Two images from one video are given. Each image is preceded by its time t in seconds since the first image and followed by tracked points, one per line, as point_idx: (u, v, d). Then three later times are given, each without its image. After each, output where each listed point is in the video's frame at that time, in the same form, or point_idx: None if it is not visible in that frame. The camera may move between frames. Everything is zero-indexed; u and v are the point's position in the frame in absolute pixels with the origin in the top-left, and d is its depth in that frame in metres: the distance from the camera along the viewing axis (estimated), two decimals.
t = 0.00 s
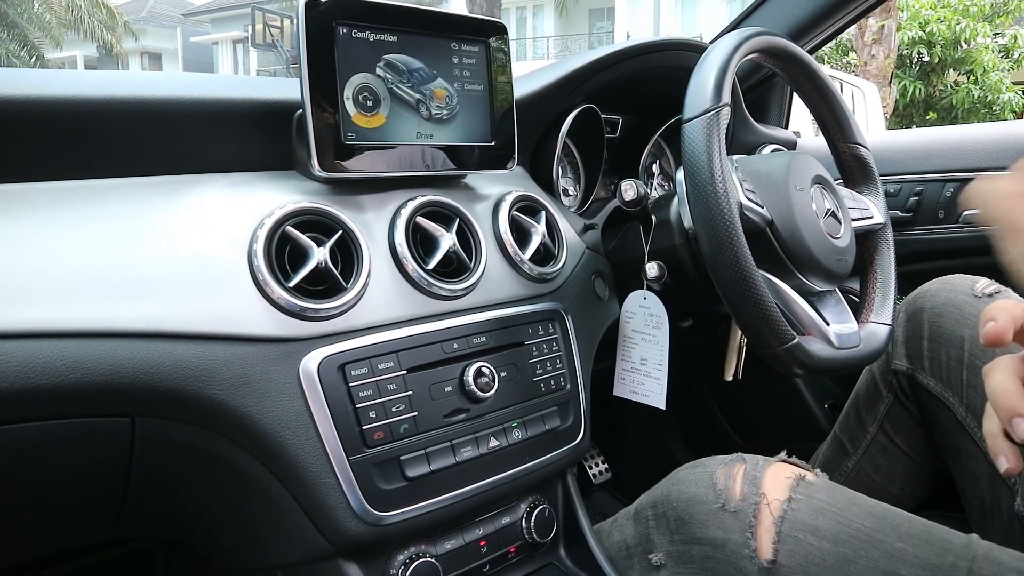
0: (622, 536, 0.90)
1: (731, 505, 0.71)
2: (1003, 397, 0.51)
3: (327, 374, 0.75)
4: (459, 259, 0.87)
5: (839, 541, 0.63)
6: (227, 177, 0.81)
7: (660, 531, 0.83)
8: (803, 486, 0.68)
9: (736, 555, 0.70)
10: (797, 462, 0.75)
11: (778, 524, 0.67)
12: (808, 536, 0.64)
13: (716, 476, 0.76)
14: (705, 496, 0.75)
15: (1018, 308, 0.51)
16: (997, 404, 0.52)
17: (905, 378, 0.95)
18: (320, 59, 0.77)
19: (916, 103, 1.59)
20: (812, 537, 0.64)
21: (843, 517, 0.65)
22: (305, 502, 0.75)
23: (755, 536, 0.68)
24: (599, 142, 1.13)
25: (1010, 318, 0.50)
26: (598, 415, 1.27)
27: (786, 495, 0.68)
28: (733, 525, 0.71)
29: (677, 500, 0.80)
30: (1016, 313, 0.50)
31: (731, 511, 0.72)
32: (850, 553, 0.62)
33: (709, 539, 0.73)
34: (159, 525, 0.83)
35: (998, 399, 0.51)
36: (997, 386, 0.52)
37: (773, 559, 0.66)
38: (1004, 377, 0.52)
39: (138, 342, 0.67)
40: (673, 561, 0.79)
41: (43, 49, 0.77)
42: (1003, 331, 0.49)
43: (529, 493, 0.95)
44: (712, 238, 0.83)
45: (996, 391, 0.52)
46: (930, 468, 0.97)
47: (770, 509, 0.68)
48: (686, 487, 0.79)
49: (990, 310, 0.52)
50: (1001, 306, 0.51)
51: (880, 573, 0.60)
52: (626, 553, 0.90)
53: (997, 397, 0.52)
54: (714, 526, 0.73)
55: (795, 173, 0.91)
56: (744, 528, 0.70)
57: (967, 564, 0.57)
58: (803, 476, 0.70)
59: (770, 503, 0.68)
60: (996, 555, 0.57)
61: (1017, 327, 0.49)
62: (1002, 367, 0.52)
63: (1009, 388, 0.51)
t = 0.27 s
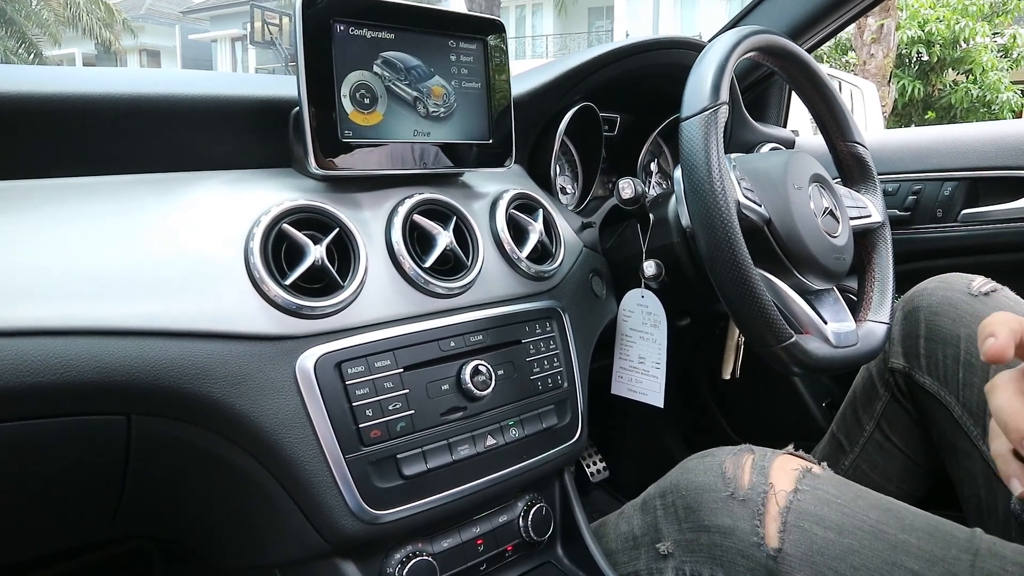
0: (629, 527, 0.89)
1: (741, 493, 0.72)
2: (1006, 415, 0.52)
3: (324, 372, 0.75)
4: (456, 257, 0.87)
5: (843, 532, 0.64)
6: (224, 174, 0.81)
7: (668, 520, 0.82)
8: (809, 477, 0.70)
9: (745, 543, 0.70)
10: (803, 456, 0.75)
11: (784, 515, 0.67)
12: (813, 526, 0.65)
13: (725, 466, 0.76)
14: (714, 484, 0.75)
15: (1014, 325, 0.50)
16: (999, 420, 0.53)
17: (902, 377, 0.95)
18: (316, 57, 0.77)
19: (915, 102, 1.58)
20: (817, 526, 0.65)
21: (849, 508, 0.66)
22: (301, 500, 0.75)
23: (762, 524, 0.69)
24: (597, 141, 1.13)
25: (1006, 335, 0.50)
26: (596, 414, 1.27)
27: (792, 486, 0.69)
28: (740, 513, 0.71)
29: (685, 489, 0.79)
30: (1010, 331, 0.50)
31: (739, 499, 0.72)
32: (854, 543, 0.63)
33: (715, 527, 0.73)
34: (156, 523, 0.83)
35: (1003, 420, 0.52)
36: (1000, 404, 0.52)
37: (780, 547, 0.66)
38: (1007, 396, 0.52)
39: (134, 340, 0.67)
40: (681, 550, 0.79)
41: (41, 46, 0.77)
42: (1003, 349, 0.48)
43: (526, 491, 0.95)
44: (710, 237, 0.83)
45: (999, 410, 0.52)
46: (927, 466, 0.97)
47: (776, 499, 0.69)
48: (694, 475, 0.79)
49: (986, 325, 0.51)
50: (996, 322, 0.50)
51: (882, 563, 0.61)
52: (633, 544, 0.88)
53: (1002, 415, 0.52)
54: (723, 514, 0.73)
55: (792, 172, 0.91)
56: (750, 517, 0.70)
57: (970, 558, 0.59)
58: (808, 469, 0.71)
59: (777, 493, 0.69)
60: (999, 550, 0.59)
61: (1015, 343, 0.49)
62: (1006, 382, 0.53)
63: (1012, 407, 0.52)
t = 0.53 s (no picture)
0: (629, 525, 0.89)
1: (741, 491, 0.72)
2: (1009, 379, 0.46)
3: (323, 369, 0.75)
4: (455, 255, 0.87)
5: (842, 530, 0.64)
6: (223, 172, 0.80)
7: (667, 517, 0.81)
8: (808, 475, 0.70)
9: (744, 540, 0.70)
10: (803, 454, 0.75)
11: (783, 512, 0.67)
12: (813, 524, 0.65)
13: (725, 463, 0.76)
14: (715, 481, 0.75)
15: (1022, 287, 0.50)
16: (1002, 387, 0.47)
17: (900, 377, 0.95)
18: (315, 55, 0.77)
19: (915, 102, 1.58)
20: (816, 524, 0.65)
21: (849, 507, 0.66)
22: (300, 498, 0.75)
23: (762, 522, 0.69)
24: (596, 139, 1.13)
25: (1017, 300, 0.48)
26: (594, 412, 1.27)
27: (791, 484, 0.69)
28: (741, 511, 0.71)
29: (685, 486, 0.79)
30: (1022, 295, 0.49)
31: (738, 497, 0.72)
32: (853, 541, 0.63)
33: (715, 524, 0.73)
34: (154, 521, 0.83)
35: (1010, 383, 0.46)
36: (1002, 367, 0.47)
37: (779, 545, 0.66)
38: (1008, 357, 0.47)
39: (133, 337, 0.67)
40: (680, 546, 0.79)
41: (40, 43, 0.77)
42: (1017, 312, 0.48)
43: (525, 489, 0.95)
44: (709, 236, 0.83)
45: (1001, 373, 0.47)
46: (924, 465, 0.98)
47: (775, 497, 0.69)
48: (694, 472, 0.79)
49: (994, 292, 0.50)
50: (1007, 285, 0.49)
51: (881, 561, 0.61)
52: (632, 541, 0.88)
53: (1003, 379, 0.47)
54: (723, 511, 0.73)
55: (792, 171, 0.91)
56: (750, 515, 0.70)
57: (967, 556, 0.59)
58: (807, 468, 0.71)
59: (776, 491, 0.69)
60: (996, 549, 0.59)
61: None
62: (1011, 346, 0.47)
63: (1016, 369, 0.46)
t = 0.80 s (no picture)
0: (631, 521, 0.89)
1: (744, 488, 0.72)
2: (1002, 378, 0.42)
3: (325, 365, 0.75)
4: (457, 252, 0.87)
5: (844, 527, 0.64)
6: (226, 167, 0.80)
7: (670, 514, 0.82)
8: (810, 474, 0.69)
9: (748, 538, 0.71)
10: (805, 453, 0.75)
11: (786, 509, 0.67)
12: (815, 522, 0.65)
13: (727, 460, 0.76)
14: (717, 478, 0.75)
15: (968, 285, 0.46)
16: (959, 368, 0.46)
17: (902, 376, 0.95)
18: (318, 51, 0.77)
19: (916, 103, 1.60)
20: (819, 522, 0.65)
21: (851, 505, 0.65)
22: (302, 494, 0.75)
23: (765, 519, 0.69)
24: (598, 137, 1.13)
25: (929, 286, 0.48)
26: (596, 411, 1.27)
27: (795, 481, 0.69)
28: (744, 508, 0.72)
29: (688, 483, 0.79)
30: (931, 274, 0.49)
31: (742, 494, 0.72)
32: (856, 540, 0.62)
33: (719, 521, 0.74)
34: (156, 517, 0.83)
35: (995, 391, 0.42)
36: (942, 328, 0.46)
37: (782, 543, 0.67)
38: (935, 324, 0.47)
39: (135, 332, 0.67)
40: (683, 543, 0.79)
41: (43, 40, 0.77)
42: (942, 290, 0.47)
43: (527, 487, 0.95)
44: (712, 234, 0.83)
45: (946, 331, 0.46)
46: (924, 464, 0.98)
47: (777, 495, 0.69)
48: (696, 469, 0.79)
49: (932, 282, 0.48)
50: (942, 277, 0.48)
51: (883, 560, 0.60)
52: (634, 538, 0.89)
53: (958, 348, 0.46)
54: (726, 509, 0.73)
55: (795, 170, 0.91)
56: (754, 513, 0.71)
57: (969, 555, 0.58)
58: (810, 465, 0.70)
59: (779, 488, 0.69)
60: (999, 548, 0.58)
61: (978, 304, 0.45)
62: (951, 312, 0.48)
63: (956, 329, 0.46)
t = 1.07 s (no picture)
0: (639, 518, 0.89)
1: (751, 484, 0.72)
2: None
3: (333, 363, 0.75)
4: (464, 250, 0.87)
5: (853, 523, 0.64)
6: (233, 167, 0.81)
7: (676, 510, 0.82)
8: (817, 469, 0.69)
9: (754, 534, 0.70)
10: (812, 447, 0.75)
11: (793, 506, 0.67)
12: (823, 518, 0.65)
13: (734, 456, 0.76)
14: (724, 475, 0.75)
15: None
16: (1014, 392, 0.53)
17: (909, 372, 0.95)
18: (324, 50, 0.77)
19: (923, 97, 1.60)
20: (826, 518, 0.65)
21: (857, 499, 0.66)
22: (310, 492, 0.75)
23: (772, 515, 0.69)
24: (604, 134, 1.12)
25: None
26: (602, 407, 1.27)
27: (802, 477, 0.69)
28: (751, 504, 0.71)
29: (695, 479, 0.79)
30: None
31: (749, 490, 0.72)
32: (863, 535, 0.63)
33: (726, 518, 0.74)
34: (165, 515, 0.84)
35: None
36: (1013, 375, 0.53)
37: (789, 538, 0.66)
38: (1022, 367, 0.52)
39: (144, 331, 0.67)
40: (690, 540, 0.79)
41: (49, 41, 0.77)
42: None
43: (534, 484, 0.95)
44: (718, 231, 0.83)
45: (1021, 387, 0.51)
46: (933, 460, 0.98)
47: (785, 490, 0.69)
48: (703, 465, 0.79)
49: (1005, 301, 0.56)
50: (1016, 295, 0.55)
51: (891, 555, 0.61)
52: (642, 534, 0.89)
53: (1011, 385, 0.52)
54: (733, 504, 0.73)
55: (801, 165, 0.90)
56: (760, 509, 0.70)
57: (978, 551, 0.60)
58: (817, 460, 0.71)
59: (786, 484, 0.69)
60: (1008, 544, 0.60)
61: None
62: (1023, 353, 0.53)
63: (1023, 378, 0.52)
